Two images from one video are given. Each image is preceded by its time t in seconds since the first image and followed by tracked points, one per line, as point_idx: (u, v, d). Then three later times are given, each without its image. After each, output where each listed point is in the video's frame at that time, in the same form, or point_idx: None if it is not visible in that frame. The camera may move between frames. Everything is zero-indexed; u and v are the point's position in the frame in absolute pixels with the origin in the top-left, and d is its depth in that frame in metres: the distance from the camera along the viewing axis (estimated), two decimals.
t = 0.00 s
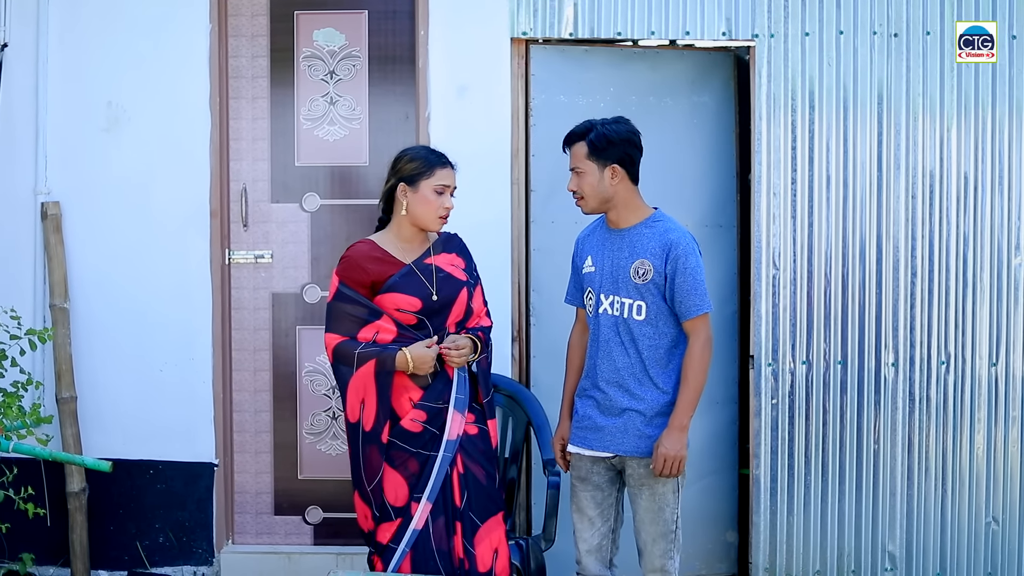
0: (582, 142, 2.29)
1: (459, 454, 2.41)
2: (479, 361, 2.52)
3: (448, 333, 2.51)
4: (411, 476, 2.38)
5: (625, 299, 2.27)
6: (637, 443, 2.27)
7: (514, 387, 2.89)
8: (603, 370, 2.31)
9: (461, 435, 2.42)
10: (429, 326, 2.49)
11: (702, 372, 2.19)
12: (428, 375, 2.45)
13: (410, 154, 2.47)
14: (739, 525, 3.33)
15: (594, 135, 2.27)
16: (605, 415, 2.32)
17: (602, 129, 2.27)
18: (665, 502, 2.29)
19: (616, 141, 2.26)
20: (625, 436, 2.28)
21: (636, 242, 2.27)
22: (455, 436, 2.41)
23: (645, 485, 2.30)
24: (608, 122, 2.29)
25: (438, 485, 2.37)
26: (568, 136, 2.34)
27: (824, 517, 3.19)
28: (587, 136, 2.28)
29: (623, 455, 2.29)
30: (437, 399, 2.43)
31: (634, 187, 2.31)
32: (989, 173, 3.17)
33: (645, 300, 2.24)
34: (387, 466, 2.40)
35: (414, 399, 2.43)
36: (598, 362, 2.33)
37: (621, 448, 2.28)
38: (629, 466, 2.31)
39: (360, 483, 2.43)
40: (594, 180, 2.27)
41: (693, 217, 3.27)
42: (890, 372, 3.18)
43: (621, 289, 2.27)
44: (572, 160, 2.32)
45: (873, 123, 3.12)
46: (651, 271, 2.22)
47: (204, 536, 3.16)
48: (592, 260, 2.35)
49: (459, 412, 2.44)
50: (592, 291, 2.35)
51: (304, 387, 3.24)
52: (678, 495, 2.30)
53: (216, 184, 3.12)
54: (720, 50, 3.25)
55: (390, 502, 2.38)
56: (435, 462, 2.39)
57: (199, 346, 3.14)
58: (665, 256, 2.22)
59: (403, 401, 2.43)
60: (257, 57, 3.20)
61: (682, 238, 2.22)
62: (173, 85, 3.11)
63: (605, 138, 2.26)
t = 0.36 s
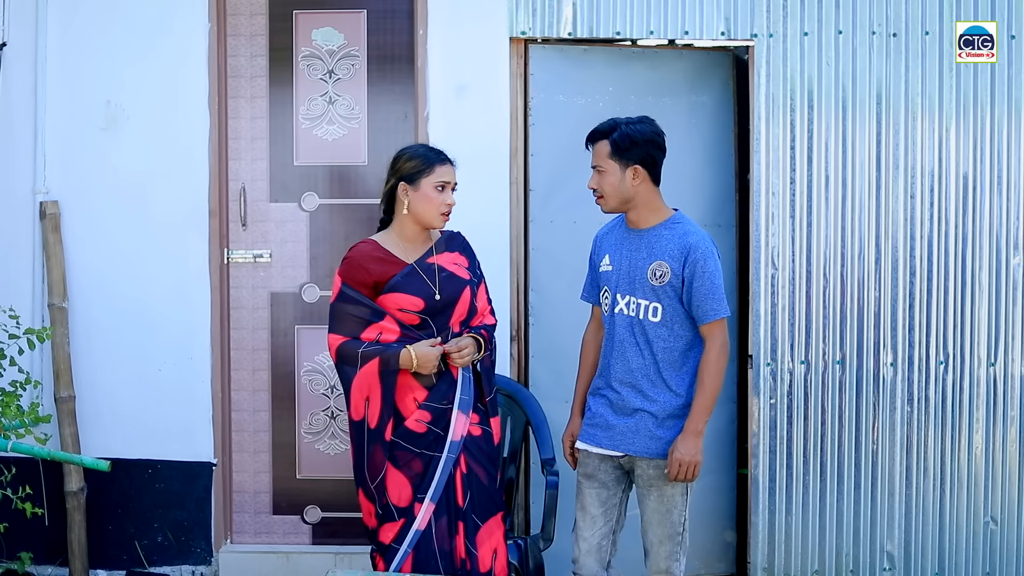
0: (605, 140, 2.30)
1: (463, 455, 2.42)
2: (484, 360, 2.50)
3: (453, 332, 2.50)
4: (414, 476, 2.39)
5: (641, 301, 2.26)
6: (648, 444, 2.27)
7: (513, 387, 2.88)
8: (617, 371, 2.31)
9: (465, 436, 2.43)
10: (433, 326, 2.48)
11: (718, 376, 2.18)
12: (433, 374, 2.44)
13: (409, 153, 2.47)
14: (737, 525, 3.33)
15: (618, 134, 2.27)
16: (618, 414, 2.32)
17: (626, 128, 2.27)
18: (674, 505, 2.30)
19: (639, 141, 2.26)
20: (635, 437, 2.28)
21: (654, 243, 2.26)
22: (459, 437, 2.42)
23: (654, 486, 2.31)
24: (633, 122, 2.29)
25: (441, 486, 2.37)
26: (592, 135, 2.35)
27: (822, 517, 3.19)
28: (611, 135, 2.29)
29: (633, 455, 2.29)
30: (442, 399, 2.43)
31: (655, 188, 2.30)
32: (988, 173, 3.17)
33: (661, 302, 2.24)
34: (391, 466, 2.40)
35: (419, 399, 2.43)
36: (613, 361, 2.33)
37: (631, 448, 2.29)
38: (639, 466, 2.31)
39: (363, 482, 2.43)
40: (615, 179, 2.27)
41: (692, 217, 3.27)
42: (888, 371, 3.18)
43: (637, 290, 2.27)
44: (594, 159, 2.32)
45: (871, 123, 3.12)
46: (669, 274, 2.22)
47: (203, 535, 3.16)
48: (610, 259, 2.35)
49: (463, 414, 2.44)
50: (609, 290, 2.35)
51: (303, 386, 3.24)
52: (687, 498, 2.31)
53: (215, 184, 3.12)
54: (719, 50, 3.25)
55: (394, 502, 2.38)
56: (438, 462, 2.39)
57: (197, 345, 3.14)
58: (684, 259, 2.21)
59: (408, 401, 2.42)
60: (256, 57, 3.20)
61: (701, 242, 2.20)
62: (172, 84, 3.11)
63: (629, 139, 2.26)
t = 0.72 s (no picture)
0: (606, 140, 2.30)
1: (465, 455, 2.42)
2: (484, 359, 2.52)
3: (454, 332, 2.51)
4: (417, 477, 2.38)
5: (638, 301, 2.26)
6: (642, 445, 2.27)
7: (508, 387, 2.88)
8: (612, 371, 2.31)
9: (467, 437, 2.43)
10: (436, 326, 2.48)
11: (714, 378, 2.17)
12: (436, 375, 2.43)
13: (410, 153, 2.46)
14: (733, 526, 3.33)
15: (619, 134, 2.28)
16: (612, 415, 2.32)
17: (628, 128, 2.28)
18: (668, 505, 2.31)
19: (640, 142, 2.26)
20: (630, 438, 2.28)
21: (652, 244, 2.26)
22: (461, 438, 2.42)
23: (648, 486, 2.31)
24: (635, 122, 2.29)
25: (444, 486, 2.37)
26: (594, 135, 2.35)
27: (818, 518, 3.19)
28: (613, 135, 2.29)
29: (627, 456, 2.29)
30: (445, 400, 2.43)
31: (654, 189, 2.30)
32: (984, 174, 3.17)
33: (657, 303, 2.24)
34: (394, 467, 2.39)
35: (422, 400, 2.42)
36: (608, 361, 2.33)
37: (626, 449, 2.29)
38: (633, 468, 2.31)
39: (365, 478, 2.43)
40: (615, 179, 2.27)
41: (688, 218, 3.27)
42: (884, 372, 3.18)
43: (634, 290, 2.27)
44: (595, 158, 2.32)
45: (867, 124, 3.13)
46: (666, 275, 2.21)
47: (198, 536, 3.15)
48: (607, 259, 2.35)
49: (465, 414, 2.44)
50: (605, 290, 2.35)
51: (299, 387, 3.24)
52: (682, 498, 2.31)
53: (211, 185, 3.12)
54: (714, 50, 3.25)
55: (396, 503, 2.37)
56: (441, 463, 2.39)
57: (193, 346, 3.13)
58: (681, 260, 2.21)
59: (411, 402, 2.41)
60: (252, 58, 3.20)
61: (699, 244, 2.20)
62: (167, 85, 3.11)
63: (630, 139, 2.26)
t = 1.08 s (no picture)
0: (582, 138, 2.31)
1: (465, 456, 2.42)
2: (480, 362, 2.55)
3: (454, 334, 2.52)
4: (418, 477, 2.38)
5: (614, 299, 2.27)
6: (620, 444, 2.27)
7: (502, 387, 2.88)
8: (590, 370, 2.31)
9: (468, 437, 2.43)
10: (438, 327, 2.48)
11: (692, 376, 2.18)
12: (436, 375, 2.44)
13: (399, 155, 2.46)
14: (727, 526, 3.34)
15: (595, 132, 2.29)
16: (589, 415, 2.32)
17: (604, 127, 2.29)
18: (650, 504, 2.31)
19: (616, 140, 2.27)
20: (608, 438, 2.29)
21: (629, 242, 2.27)
22: (461, 438, 2.42)
23: (629, 486, 2.31)
24: (610, 121, 2.30)
25: (444, 487, 2.37)
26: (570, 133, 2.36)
27: (812, 518, 3.20)
28: (588, 133, 2.30)
29: (606, 457, 2.29)
30: (446, 400, 2.44)
31: (631, 187, 2.31)
32: (978, 173, 3.17)
33: (633, 300, 2.25)
34: (395, 467, 2.39)
35: (424, 401, 2.42)
36: (586, 360, 2.33)
37: (604, 449, 2.29)
38: (614, 468, 2.31)
39: (367, 478, 2.42)
40: (590, 177, 2.28)
41: (682, 218, 3.27)
42: (878, 372, 3.19)
43: (610, 288, 2.28)
44: (571, 157, 2.34)
45: (861, 124, 3.13)
46: (642, 272, 2.22)
47: (193, 537, 3.15)
48: (584, 258, 2.36)
49: (464, 414, 2.45)
50: (582, 289, 2.36)
51: (293, 388, 3.24)
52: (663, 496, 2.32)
53: (205, 185, 3.11)
54: (708, 51, 3.25)
55: (397, 504, 2.37)
56: (441, 464, 2.39)
57: (187, 346, 3.13)
58: (657, 257, 2.22)
59: (414, 403, 2.41)
60: (246, 58, 3.20)
61: (675, 241, 2.21)
62: (162, 86, 3.11)
63: (606, 137, 2.27)
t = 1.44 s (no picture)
0: (564, 136, 2.31)
1: (460, 455, 2.42)
2: (478, 360, 2.54)
3: (449, 332, 2.51)
4: (412, 476, 2.38)
5: (600, 295, 2.28)
6: (606, 442, 2.28)
7: (500, 385, 2.88)
8: (575, 367, 2.31)
9: (463, 436, 2.43)
10: (432, 326, 2.48)
11: (673, 369, 2.21)
12: (431, 374, 2.44)
13: (398, 149, 2.48)
14: (725, 523, 3.34)
15: (577, 129, 2.29)
16: (574, 414, 2.32)
17: (586, 124, 2.29)
18: (637, 502, 2.32)
19: (599, 136, 2.28)
20: (593, 436, 2.29)
21: (612, 238, 2.28)
22: (456, 437, 2.42)
23: (615, 485, 2.32)
24: (592, 118, 2.31)
25: (439, 485, 2.36)
26: (551, 131, 2.36)
27: (810, 515, 3.20)
28: (570, 131, 2.30)
29: (592, 455, 2.29)
30: (440, 399, 2.44)
31: (613, 184, 2.33)
32: (975, 170, 3.17)
33: (619, 296, 2.26)
34: (389, 465, 2.39)
35: (418, 399, 2.42)
36: (571, 357, 2.33)
37: (590, 447, 2.29)
38: (599, 466, 2.32)
39: (362, 477, 2.43)
40: (574, 174, 2.29)
41: (679, 215, 3.27)
42: (875, 369, 3.19)
43: (595, 284, 2.28)
44: (553, 154, 2.34)
45: (858, 122, 3.13)
46: (627, 267, 2.24)
47: (190, 535, 3.15)
48: (567, 256, 2.37)
49: (460, 413, 2.45)
50: (566, 286, 2.36)
51: (290, 386, 3.24)
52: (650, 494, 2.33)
53: (202, 183, 3.11)
54: (705, 49, 3.25)
55: (391, 502, 2.37)
56: (436, 462, 2.38)
57: (184, 345, 3.13)
58: (642, 252, 2.23)
59: (407, 401, 2.41)
60: (242, 56, 3.20)
61: (659, 236, 2.23)
62: (158, 84, 3.10)
63: (589, 133, 2.28)
